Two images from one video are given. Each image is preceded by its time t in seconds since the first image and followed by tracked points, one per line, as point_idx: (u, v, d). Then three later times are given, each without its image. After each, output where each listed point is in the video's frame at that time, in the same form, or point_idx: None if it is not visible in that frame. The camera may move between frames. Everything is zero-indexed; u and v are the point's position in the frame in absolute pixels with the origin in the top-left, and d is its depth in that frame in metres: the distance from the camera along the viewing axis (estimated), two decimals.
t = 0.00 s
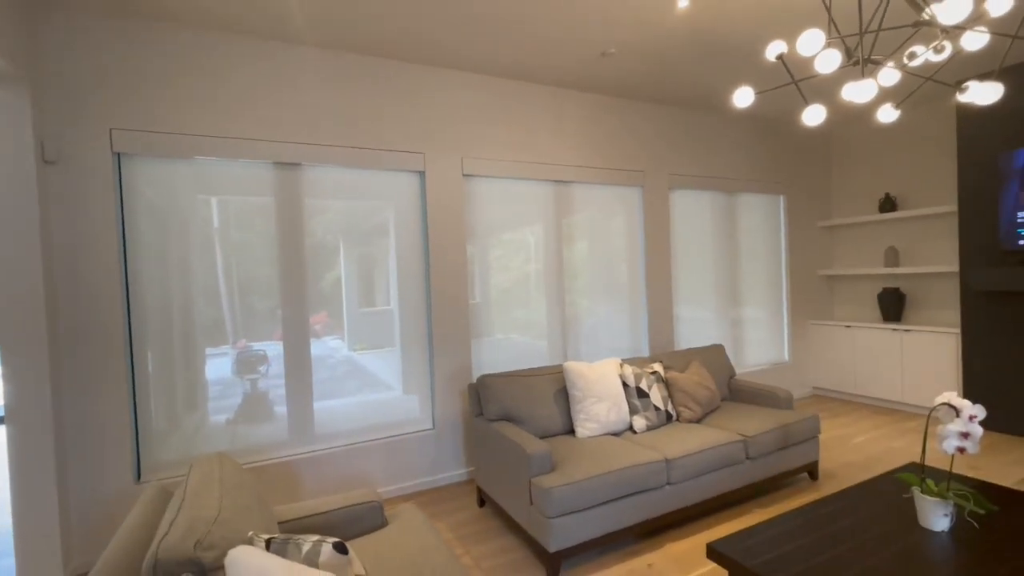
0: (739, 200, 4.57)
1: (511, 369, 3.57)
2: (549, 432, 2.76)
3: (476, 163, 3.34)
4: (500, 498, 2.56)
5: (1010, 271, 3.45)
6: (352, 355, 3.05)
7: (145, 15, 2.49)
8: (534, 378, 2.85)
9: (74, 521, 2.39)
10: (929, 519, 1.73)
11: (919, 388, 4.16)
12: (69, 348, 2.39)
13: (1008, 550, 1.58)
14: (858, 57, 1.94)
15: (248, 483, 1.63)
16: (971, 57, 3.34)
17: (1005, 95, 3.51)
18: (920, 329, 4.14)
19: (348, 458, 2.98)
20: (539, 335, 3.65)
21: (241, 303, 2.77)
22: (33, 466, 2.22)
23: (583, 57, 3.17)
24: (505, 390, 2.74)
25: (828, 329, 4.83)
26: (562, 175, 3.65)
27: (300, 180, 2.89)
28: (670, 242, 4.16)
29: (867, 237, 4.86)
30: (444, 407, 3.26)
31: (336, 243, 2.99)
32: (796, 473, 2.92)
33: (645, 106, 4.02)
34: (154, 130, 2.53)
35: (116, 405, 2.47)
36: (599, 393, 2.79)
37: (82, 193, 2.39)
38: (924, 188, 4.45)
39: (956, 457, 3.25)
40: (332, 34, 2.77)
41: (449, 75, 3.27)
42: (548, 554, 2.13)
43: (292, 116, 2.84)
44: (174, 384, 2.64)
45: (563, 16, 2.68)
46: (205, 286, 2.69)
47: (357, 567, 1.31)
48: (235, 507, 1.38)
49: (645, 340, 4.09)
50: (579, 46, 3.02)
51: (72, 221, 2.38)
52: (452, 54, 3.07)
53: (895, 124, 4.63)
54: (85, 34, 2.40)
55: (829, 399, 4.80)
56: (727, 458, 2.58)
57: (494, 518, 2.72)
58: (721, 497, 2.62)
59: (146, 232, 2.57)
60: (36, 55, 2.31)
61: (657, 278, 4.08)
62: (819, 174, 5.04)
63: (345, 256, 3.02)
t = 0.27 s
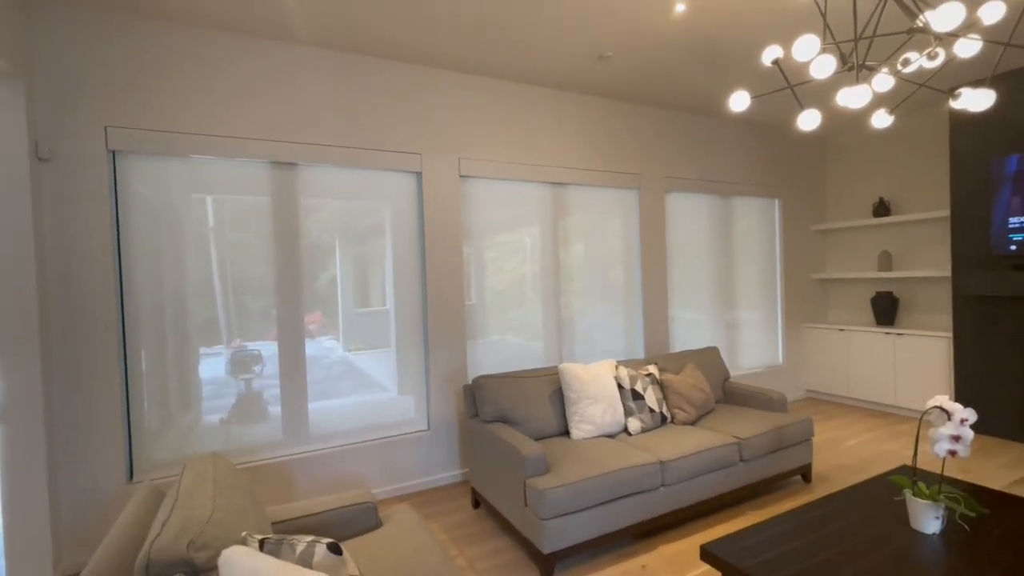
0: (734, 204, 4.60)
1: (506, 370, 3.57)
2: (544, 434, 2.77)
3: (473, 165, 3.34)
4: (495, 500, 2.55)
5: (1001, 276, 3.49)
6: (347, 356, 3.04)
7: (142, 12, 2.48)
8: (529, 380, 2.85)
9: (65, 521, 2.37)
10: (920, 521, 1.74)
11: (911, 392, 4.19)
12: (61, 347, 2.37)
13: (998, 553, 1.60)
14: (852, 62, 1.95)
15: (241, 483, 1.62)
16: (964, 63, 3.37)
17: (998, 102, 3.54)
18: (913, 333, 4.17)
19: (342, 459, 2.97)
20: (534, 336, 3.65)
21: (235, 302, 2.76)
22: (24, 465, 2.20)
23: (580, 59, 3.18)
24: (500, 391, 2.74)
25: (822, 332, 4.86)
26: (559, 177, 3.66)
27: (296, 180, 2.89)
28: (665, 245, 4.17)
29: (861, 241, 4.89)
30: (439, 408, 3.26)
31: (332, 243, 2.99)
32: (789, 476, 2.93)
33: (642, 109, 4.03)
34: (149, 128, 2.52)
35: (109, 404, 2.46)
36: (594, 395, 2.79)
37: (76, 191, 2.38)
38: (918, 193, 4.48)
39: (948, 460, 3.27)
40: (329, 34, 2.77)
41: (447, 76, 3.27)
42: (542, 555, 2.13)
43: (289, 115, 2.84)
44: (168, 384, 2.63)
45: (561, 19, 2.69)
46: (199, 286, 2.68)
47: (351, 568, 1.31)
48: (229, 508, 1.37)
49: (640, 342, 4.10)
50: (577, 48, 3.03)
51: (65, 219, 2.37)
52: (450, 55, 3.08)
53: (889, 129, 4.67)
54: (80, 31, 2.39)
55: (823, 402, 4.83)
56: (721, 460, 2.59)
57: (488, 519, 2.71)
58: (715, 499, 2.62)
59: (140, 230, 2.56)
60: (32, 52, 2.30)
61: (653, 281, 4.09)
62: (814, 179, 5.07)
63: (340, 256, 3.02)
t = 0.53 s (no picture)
0: (732, 205, 4.60)
1: (503, 371, 3.56)
2: (541, 435, 2.77)
3: (470, 165, 3.34)
4: (491, 500, 2.55)
5: (997, 279, 3.50)
6: (344, 356, 3.04)
7: (139, 10, 2.48)
8: (526, 380, 2.85)
9: (59, 521, 2.36)
10: (915, 523, 1.75)
11: (906, 394, 4.21)
12: (56, 345, 2.36)
13: (991, 555, 1.61)
14: (849, 65, 1.96)
15: (236, 483, 1.62)
16: (960, 67, 3.38)
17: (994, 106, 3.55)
18: (909, 335, 4.18)
19: (338, 459, 2.97)
20: (532, 337, 3.65)
21: (232, 302, 2.75)
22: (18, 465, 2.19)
23: (578, 60, 3.19)
24: (496, 391, 2.74)
25: (818, 334, 4.88)
26: (557, 178, 3.66)
27: (293, 179, 2.88)
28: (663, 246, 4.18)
29: (858, 243, 4.91)
30: (436, 409, 3.26)
31: (329, 243, 2.98)
32: (785, 477, 2.94)
33: (640, 110, 4.04)
34: (146, 126, 2.51)
35: (103, 403, 2.45)
36: (591, 396, 2.79)
37: (73, 189, 2.37)
38: (914, 196, 4.50)
39: (943, 462, 3.28)
40: (328, 34, 2.77)
41: (445, 76, 3.27)
42: (538, 556, 2.13)
43: (287, 114, 2.83)
44: (163, 383, 2.62)
45: (559, 20, 2.70)
46: (196, 285, 2.68)
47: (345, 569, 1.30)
48: (223, 508, 1.37)
49: (637, 343, 4.10)
50: (575, 49, 3.03)
51: (61, 217, 2.36)
52: (448, 56, 3.08)
53: (885, 132, 4.69)
54: (77, 28, 2.38)
55: (819, 404, 4.84)
56: (717, 461, 2.59)
57: (485, 520, 2.71)
58: (711, 500, 2.63)
59: (137, 229, 2.55)
60: (29, 49, 2.29)
61: (650, 282, 4.09)
62: (811, 181, 5.08)
63: (337, 255, 3.01)
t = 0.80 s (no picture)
0: (732, 206, 4.60)
1: (502, 370, 3.56)
2: (540, 434, 2.77)
3: (471, 164, 3.34)
4: (490, 500, 2.55)
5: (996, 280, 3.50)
6: (343, 355, 3.04)
7: (139, 8, 2.47)
8: (525, 380, 2.85)
9: (57, 519, 2.36)
10: (913, 524, 1.75)
11: (905, 395, 4.21)
12: (54, 343, 2.35)
13: (990, 556, 1.60)
14: (849, 66, 1.96)
15: (235, 481, 1.61)
16: (961, 68, 3.39)
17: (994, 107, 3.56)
18: (907, 336, 4.19)
19: (337, 458, 2.97)
20: (531, 337, 3.65)
21: (232, 300, 2.75)
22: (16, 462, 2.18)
23: (579, 60, 3.19)
24: (495, 391, 2.74)
25: (818, 335, 4.88)
26: (557, 178, 3.66)
27: (293, 178, 2.88)
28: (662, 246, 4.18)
29: (857, 244, 4.91)
30: (435, 408, 3.26)
31: (329, 242, 2.98)
32: (784, 478, 2.94)
33: (640, 110, 4.04)
34: (146, 125, 2.51)
35: (102, 401, 2.45)
36: (590, 396, 2.79)
37: (72, 186, 2.37)
38: (914, 197, 4.50)
39: (941, 463, 3.28)
40: (328, 32, 2.77)
41: (445, 75, 3.27)
42: (536, 556, 2.13)
43: (287, 113, 2.83)
44: (162, 381, 2.62)
45: (560, 20, 2.70)
46: (195, 283, 2.67)
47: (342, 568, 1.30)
48: (220, 507, 1.37)
49: (636, 343, 4.10)
50: (576, 49, 3.03)
51: (60, 214, 2.35)
52: (448, 55, 3.07)
53: (885, 133, 4.69)
54: (77, 26, 2.38)
55: (818, 404, 4.84)
56: (716, 462, 2.59)
57: (483, 519, 2.71)
58: (709, 500, 2.62)
59: (136, 227, 2.55)
60: (28, 46, 2.29)
61: (650, 282, 4.09)
62: (811, 182, 5.09)
63: (337, 255, 3.01)
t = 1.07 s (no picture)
0: (732, 206, 4.60)
1: (502, 370, 3.56)
2: (539, 434, 2.76)
3: (471, 163, 3.34)
4: (489, 499, 2.55)
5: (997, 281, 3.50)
6: (343, 354, 3.04)
7: (139, 6, 2.47)
8: (525, 380, 2.85)
9: (57, 516, 2.36)
10: (912, 524, 1.75)
11: (905, 396, 4.21)
12: (55, 341, 2.36)
13: (989, 557, 1.60)
14: (850, 66, 1.96)
15: (234, 480, 1.61)
16: (962, 69, 3.38)
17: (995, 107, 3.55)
18: (908, 337, 4.19)
19: (337, 457, 2.97)
20: (531, 336, 3.65)
21: (232, 299, 2.75)
22: (16, 460, 2.18)
23: (580, 60, 3.19)
24: (495, 390, 2.74)
25: (818, 335, 4.88)
26: (557, 177, 3.66)
27: (293, 177, 2.88)
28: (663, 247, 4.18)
29: (858, 245, 4.91)
30: (434, 407, 3.26)
31: (329, 241, 2.98)
32: (783, 478, 2.94)
33: (641, 110, 4.04)
34: (146, 123, 2.51)
35: (102, 399, 2.45)
36: (589, 395, 2.79)
37: (72, 184, 2.37)
38: (915, 198, 4.50)
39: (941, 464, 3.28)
40: (329, 31, 2.77)
41: (446, 75, 3.27)
42: (535, 556, 2.13)
43: (288, 111, 2.83)
44: (162, 380, 2.62)
45: (561, 19, 2.70)
46: (195, 282, 2.67)
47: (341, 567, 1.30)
48: (219, 505, 1.37)
49: (636, 343, 4.10)
50: (576, 48, 3.03)
51: (60, 212, 2.35)
52: (449, 54, 3.07)
53: (887, 133, 4.68)
54: (77, 24, 2.38)
55: (818, 405, 4.84)
56: (715, 462, 2.59)
57: (483, 519, 2.71)
58: (709, 500, 2.62)
59: (136, 225, 2.55)
60: (28, 44, 2.28)
61: (650, 282, 4.09)
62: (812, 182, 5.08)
63: (338, 254, 3.01)
